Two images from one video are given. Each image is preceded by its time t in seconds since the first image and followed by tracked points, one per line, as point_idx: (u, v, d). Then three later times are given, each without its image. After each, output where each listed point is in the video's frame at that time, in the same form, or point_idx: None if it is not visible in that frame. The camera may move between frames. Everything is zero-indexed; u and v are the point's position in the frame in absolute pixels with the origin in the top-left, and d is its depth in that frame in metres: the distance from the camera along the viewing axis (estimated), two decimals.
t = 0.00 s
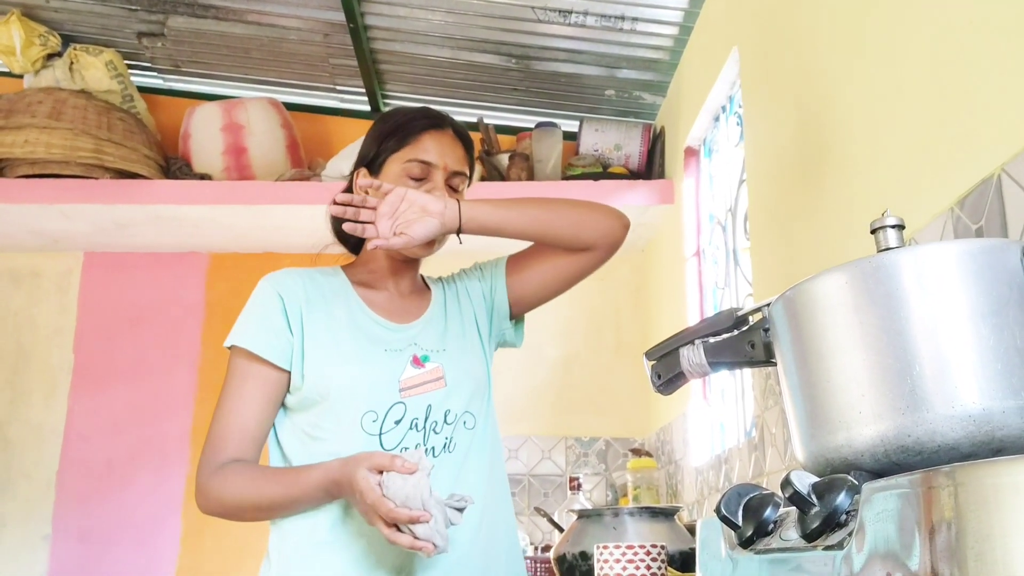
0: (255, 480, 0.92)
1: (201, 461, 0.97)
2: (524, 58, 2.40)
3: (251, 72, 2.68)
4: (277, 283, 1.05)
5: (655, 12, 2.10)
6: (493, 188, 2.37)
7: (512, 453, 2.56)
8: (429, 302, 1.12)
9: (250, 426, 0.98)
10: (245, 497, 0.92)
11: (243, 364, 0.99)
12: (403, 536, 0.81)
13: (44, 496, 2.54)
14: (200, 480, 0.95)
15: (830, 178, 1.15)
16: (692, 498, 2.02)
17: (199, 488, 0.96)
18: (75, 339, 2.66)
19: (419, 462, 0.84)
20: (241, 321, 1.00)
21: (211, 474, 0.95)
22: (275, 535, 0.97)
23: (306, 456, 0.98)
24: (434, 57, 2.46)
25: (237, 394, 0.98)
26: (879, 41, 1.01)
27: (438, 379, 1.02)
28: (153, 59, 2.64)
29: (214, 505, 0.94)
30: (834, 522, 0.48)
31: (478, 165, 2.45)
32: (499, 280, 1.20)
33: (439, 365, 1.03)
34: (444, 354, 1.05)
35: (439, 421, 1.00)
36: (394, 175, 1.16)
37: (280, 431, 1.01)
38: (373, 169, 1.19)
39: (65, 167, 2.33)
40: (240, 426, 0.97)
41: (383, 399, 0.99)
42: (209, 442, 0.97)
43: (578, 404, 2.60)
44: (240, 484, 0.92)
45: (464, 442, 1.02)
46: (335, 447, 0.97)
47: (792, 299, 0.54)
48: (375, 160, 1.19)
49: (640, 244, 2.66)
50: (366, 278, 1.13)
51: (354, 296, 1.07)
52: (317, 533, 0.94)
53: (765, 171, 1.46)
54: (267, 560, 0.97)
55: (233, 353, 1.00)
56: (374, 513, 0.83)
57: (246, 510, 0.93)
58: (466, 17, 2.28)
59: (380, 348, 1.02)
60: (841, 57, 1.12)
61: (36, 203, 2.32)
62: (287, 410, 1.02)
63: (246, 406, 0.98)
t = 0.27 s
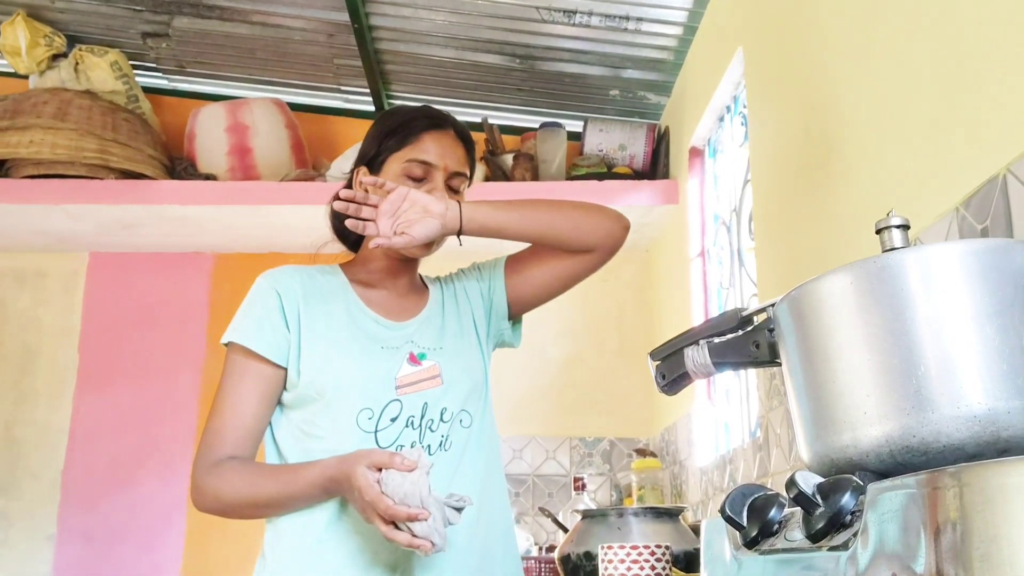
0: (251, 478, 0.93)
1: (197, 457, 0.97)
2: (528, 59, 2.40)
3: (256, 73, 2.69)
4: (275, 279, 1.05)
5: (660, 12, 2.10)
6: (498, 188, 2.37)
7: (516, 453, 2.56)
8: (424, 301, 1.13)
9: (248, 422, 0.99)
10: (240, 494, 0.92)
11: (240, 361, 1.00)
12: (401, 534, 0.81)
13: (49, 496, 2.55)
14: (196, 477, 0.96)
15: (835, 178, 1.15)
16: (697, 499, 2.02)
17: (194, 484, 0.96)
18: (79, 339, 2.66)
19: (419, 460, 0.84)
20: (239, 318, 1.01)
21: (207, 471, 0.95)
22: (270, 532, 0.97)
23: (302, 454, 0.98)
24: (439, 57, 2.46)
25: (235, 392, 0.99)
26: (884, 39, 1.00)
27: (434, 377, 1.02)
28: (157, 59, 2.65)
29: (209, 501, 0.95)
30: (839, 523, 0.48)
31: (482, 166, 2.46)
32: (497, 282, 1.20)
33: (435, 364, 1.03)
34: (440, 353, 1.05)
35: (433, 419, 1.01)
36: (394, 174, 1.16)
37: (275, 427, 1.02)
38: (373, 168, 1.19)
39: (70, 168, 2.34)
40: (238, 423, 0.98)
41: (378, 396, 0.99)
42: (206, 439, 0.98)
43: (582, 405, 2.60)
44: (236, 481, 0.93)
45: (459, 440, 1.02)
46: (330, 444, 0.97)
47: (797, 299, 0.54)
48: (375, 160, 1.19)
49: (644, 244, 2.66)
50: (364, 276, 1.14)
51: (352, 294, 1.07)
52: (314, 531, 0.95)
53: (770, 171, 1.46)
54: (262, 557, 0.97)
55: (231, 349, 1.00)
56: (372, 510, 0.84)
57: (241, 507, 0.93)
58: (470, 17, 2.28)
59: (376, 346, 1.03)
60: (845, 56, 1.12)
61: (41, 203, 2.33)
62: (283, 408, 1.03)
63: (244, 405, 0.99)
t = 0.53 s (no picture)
0: (242, 477, 0.93)
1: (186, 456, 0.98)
2: (536, 60, 2.40)
3: (265, 75, 2.70)
4: (267, 278, 1.05)
5: (668, 13, 2.10)
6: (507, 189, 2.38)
7: (525, 454, 2.56)
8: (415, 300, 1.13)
9: (236, 422, 0.98)
10: (231, 494, 0.92)
11: (232, 361, 1.00)
12: (396, 536, 0.82)
13: (59, 496, 2.56)
14: (186, 476, 0.96)
15: (844, 179, 1.15)
16: (706, 500, 2.02)
17: (183, 482, 0.96)
18: (89, 340, 2.68)
19: (414, 463, 0.85)
20: (230, 318, 1.01)
21: (198, 470, 0.95)
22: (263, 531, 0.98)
23: (295, 454, 0.98)
24: (447, 59, 2.46)
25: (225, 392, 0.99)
26: (893, 40, 1.00)
27: (428, 376, 1.03)
28: (167, 61, 2.66)
29: (197, 501, 0.95)
30: (849, 525, 0.48)
31: (490, 167, 2.47)
32: (490, 282, 1.21)
33: (428, 363, 1.04)
34: (434, 352, 1.06)
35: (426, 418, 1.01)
36: (389, 172, 1.16)
37: (266, 426, 1.02)
38: (368, 166, 1.19)
39: (81, 169, 2.35)
40: (227, 422, 0.98)
41: (372, 395, 0.99)
42: (196, 438, 0.98)
43: (591, 406, 2.60)
44: (227, 481, 0.93)
45: (453, 439, 1.02)
46: (323, 444, 0.97)
47: (806, 300, 0.54)
48: (370, 157, 1.19)
49: (652, 245, 2.66)
50: (357, 275, 1.14)
51: (344, 294, 1.08)
52: (307, 530, 0.95)
53: (779, 172, 1.45)
54: (255, 556, 0.98)
55: (222, 349, 1.00)
56: (366, 512, 0.84)
57: (232, 507, 0.93)
58: (478, 19, 2.28)
59: (369, 345, 1.03)
60: (854, 56, 1.12)
61: (52, 205, 2.35)
62: (274, 407, 1.03)
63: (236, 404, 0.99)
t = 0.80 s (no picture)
0: (234, 473, 0.93)
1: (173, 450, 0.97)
2: (545, 60, 2.40)
3: (275, 75, 2.71)
4: (258, 272, 1.06)
5: (678, 13, 2.10)
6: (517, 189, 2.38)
7: (534, 454, 2.56)
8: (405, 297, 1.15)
9: (225, 416, 0.98)
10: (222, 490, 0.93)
11: (222, 354, 1.00)
12: (399, 533, 0.83)
13: (70, 495, 2.58)
14: (172, 471, 0.95)
15: (854, 179, 1.14)
16: (715, 500, 2.01)
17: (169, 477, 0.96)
18: (100, 339, 2.70)
19: (418, 459, 0.87)
20: (222, 311, 1.01)
21: (186, 466, 0.95)
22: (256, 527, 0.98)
23: (284, 449, 0.99)
24: (456, 59, 2.47)
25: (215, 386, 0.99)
26: (904, 38, 1.00)
27: (421, 372, 1.04)
28: (177, 62, 2.68)
29: (184, 495, 0.94)
30: (858, 526, 0.48)
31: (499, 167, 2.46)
32: (481, 278, 1.24)
33: (421, 359, 1.05)
34: (427, 348, 1.07)
35: (418, 414, 1.02)
36: (380, 165, 1.18)
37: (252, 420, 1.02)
38: (359, 159, 1.21)
39: (92, 169, 2.37)
40: (218, 417, 0.98)
41: (364, 391, 1.01)
42: (182, 431, 0.97)
43: (600, 406, 2.60)
44: (218, 476, 0.93)
45: (446, 436, 1.04)
46: (314, 438, 0.98)
47: (816, 299, 0.54)
48: (361, 150, 1.21)
49: (662, 245, 2.66)
50: (346, 270, 1.15)
51: (335, 290, 1.09)
52: (304, 525, 0.96)
53: (789, 171, 1.45)
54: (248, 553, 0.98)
55: (211, 341, 1.00)
56: (370, 507, 0.84)
57: (222, 504, 0.93)
58: (487, 19, 2.28)
59: (363, 339, 1.04)
60: (864, 55, 1.12)
61: (63, 205, 2.36)
62: (262, 402, 1.03)
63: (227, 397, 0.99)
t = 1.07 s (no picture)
0: (223, 474, 0.93)
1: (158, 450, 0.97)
2: (554, 64, 2.40)
3: (284, 80, 2.72)
4: (245, 268, 1.05)
5: (687, 17, 2.09)
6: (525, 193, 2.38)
7: (543, 459, 2.56)
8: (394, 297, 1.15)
9: (212, 417, 0.98)
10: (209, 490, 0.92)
11: (209, 351, 1.00)
12: (396, 541, 0.83)
13: (80, 498, 2.59)
14: (158, 471, 0.95)
15: (864, 183, 1.14)
16: (725, 505, 2.00)
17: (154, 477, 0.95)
18: (110, 343, 2.71)
19: (416, 467, 0.87)
20: (209, 307, 1.01)
21: (173, 467, 0.94)
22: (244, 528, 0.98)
23: (272, 450, 0.99)
24: (465, 63, 2.47)
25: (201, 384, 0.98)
26: (914, 41, 0.99)
27: (412, 374, 1.04)
28: (187, 67, 2.69)
29: (169, 495, 0.94)
30: (869, 531, 0.48)
31: (507, 171, 2.47)
32: (471, 278, 1.25)
33: (412, 360, 1.05)
34: (417, 348, 1.08)
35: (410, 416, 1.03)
36: (373, 162, 1.18)
37: (238, 419, 1.02)
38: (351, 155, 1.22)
39: (102, 174, 2.38)
40: (215, 422, 0.98)
41: (355, 392, 1.01)
42: (168, 431, 0.97)
43: (609, 411, 2.59)
44: (205, 476, 0.93)
45: (436, 437, 1.05)
46: (304, 440, 0.98)
47: (826, 303, 0.54)
48: (354, 146, 1.22)
49: (670, 249, 2.65)
50: (336, 268, 1.17)
51: (325, 288, 1.09)
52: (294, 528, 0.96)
53: (798, 175, 1.44)
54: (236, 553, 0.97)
55: (197, 337, 1.00)
56: (365, 514, 0.85)
57: (209, 505, 0.93)
58: (496, 23, 2.29)
59: (353, 339, 1.05)
60: (874, 58, 1.11)
61: (74, 209, 2.38)
62: (250, 400, 1.03)
63: (214, 395, 0.99)
